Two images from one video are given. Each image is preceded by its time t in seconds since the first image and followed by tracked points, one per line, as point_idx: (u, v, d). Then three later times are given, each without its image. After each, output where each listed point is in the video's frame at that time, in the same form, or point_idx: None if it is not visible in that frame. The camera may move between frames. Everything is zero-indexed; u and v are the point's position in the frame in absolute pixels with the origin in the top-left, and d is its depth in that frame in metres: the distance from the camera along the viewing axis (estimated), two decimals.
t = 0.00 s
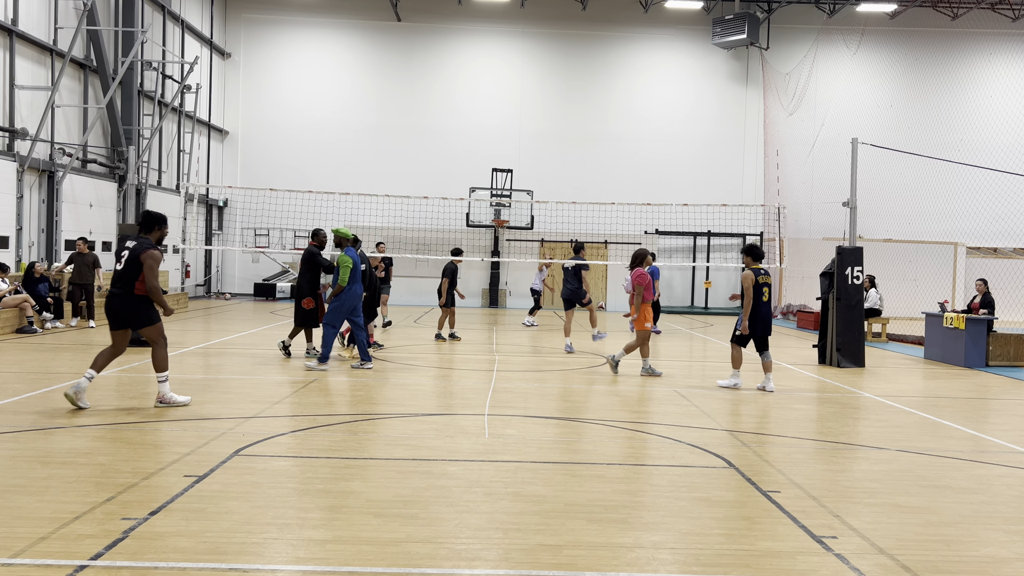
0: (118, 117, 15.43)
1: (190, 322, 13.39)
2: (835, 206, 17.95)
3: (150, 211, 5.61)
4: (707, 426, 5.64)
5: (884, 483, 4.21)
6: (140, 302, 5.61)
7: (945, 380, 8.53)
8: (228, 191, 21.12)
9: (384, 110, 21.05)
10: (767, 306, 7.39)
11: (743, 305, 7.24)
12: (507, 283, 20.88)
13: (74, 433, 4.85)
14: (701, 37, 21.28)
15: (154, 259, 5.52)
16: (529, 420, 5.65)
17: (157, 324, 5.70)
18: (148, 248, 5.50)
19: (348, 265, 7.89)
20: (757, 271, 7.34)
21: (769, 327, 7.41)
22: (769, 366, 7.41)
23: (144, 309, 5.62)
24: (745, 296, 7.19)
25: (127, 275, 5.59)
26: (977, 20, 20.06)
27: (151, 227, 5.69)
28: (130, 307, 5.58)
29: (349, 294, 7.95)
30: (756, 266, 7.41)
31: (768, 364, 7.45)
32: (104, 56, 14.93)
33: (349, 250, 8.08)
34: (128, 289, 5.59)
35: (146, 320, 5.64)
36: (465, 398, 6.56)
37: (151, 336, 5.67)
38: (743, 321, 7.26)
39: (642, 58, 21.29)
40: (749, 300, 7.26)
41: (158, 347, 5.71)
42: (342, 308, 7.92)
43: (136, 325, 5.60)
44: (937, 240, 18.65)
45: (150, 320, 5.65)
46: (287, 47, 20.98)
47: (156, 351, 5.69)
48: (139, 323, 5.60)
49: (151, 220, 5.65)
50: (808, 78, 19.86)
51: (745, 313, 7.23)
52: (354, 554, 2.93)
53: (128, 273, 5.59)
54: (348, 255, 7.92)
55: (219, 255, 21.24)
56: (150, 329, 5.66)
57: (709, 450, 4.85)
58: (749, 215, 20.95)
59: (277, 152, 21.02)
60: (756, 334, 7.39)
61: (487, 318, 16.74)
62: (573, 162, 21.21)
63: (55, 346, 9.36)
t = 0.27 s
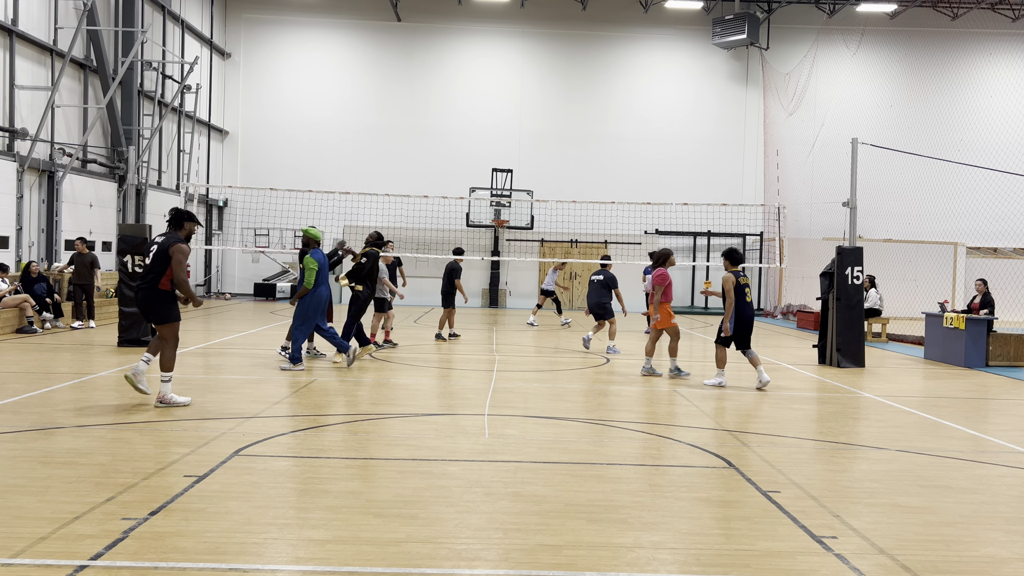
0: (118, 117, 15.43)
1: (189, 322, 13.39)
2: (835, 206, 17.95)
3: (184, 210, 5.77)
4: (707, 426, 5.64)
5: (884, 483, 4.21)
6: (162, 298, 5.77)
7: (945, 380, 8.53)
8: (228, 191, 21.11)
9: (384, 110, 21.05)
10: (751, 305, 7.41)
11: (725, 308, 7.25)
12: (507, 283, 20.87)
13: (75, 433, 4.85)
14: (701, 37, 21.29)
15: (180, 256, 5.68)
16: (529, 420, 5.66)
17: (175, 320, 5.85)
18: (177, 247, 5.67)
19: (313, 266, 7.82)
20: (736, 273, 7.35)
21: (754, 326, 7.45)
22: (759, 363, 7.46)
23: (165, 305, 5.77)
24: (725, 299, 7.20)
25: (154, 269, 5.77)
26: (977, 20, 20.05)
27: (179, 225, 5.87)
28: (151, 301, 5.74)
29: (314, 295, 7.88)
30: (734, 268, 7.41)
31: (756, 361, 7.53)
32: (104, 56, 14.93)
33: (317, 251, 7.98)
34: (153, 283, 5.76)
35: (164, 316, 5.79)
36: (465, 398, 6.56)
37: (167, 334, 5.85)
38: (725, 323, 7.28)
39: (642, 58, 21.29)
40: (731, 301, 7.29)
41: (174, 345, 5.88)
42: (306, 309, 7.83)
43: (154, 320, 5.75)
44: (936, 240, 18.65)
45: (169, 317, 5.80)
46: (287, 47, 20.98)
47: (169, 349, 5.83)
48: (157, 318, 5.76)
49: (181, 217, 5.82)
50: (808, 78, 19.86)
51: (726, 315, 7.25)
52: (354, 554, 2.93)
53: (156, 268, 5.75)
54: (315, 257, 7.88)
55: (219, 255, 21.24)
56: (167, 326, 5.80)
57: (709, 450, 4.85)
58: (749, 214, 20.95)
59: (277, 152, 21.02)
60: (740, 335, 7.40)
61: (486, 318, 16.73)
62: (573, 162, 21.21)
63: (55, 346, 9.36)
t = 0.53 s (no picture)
0: (118, 118, 15.43)
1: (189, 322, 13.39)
2: (835, 206, 17.96)
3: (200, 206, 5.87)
4: (707, 426, 5.64)
5: (884, 483, 4.21)
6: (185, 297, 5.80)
7: (945, 380, 8.52)
8: (228, 191, 21.10)
9: (384, 110, 21.05)
10: (745, 303, 7.38)
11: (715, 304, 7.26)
12: (507, 283, 20.86)
13: (75, 433, 4.85)
14: (701, 37, 21.28)
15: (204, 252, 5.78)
16: (528, 420, 5.66)
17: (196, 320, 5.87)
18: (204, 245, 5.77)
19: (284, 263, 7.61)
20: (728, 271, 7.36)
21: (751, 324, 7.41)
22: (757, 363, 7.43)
23: (189, 304, 5.81)
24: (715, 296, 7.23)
25: (178, 268, 5.82)
26: (977, 19, 20.04)
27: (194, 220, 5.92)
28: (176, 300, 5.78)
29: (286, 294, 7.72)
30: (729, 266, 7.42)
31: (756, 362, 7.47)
32: (104, 56, 14.93)
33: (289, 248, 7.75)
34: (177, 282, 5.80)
35: (186, 315, 5.81)
36: (464, 398, 6.56)
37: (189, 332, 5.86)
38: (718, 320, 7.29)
39: (642, 58, 21.29)
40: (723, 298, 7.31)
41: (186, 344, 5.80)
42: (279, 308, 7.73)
43: (178, 318, 5.76)
44: (937, 240, 18.64)
45: (192, 316, 5.83)
46: (287, 47, 20.99)
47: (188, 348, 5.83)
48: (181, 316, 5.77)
49: (194, 209, 5.90)
50: (808, 78, 19.87)
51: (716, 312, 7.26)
52: (354, 554, 2.93)
53: (181, 268, 5.82)
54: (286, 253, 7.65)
55: (219, 255, 21.23)
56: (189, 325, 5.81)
57: (708, 450, 4.85)
58: (749, 214, 20.93)
59: (277, 152, 21.02)
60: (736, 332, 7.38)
61: (486, 318, 16.73)
62: (573, 162, 21.20)
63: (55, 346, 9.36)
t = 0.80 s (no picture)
0: (118, 118, 15.42)
1: (189, 322, 13.40)
2: (835, 206, 17.95)
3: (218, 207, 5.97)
4: (707, 426, 5.64)
5: (884, 483, 4.21)
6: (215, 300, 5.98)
7: (945, 380, 8.52)
8: (228, 191, 21.10)
9: (384, 110, 21.05)
10: (753, 301, 7.36)
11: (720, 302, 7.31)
12: (507, 283, 20.85)
13: (75, 433, 4.85)
14: (701, 37, 21.29)
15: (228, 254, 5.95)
16: (528, 420, 5.66)
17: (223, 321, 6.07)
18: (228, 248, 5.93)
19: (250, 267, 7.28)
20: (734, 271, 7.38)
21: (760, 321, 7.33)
22: (764, 365, 7.35)
23: (215, 305, 5.96)
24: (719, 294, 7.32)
25: (204, 272, 5.99)
26: (977, 19, 20.04)
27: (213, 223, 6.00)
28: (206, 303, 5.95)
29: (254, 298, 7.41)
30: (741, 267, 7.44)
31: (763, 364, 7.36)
32: (104, 56, 14.93)
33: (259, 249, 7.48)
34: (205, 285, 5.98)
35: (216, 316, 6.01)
36: (465, 398, 6.55)
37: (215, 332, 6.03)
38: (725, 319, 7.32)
39: (642, 58, 21.29)
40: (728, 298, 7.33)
41: (214, 345, 5.98)
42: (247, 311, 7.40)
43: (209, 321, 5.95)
44: (936, 240, 18.64)
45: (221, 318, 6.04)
46: (287, 47, 20.99)
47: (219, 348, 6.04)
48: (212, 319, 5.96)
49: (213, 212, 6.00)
50: (808, 78, 19.87)
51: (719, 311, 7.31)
52: (354, 554, 2.93)
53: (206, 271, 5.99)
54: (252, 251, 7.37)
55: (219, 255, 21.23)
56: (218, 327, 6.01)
57: (708, 450, 4.85)
58: (749, 214, 20.93)
59: (277, 152, 21.02)
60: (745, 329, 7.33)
61: (487, 318, 16.73)
62: (573, 162, 21.21)
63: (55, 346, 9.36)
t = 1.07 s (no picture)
0: (118, 118, 15.42)
1: (189, 322, 13.40)
2: (835, 206, 17.95)
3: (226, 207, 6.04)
4: (708, 426, 5.64)
5: (884, 483, 4.21)
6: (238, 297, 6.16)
7: (945, 380, 8.52)
8: (228, 191, 21.11)
9: (384, 110, 21.05)
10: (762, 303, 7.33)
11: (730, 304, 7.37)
12: (507, 283, 20.85)
13: (75, 433, 4.85)
14: (701, 37, 21.29)
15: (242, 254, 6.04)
16: (528, 420, 5.66)
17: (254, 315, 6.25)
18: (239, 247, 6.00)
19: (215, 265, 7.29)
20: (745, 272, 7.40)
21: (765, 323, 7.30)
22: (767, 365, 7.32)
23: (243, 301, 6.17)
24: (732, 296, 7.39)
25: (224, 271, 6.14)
26: (977, 20, 20.03)
27: (229, 223, 6.22)
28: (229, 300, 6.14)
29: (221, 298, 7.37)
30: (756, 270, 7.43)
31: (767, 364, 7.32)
32: (104, 56, 14.93)
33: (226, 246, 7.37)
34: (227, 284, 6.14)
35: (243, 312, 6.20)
36: (465, 398, 6.55)
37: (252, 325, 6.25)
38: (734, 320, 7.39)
39: (642, 58, 21.29)
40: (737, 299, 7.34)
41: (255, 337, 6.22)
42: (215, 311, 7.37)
43: (236, 317, 6.16)
44: (937, 240, 18.65)
45: (248, 312, 6.20)
46: (287, 47, 20.99)
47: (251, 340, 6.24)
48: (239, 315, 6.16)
49: (228, 211, 6.22)
50: (808, 78, 19.87)
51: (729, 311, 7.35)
52: (354, 554, 2.93)
53: (226, 270, 6.14)
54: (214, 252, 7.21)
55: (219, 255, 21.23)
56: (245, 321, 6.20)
57: (708, 450, 4.85)
58: (749, 214, 20.93)
59: (277, 152, 21.02)
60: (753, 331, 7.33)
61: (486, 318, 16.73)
62: (573, 161, 21.21)
63: (55, 346, 9.36)
